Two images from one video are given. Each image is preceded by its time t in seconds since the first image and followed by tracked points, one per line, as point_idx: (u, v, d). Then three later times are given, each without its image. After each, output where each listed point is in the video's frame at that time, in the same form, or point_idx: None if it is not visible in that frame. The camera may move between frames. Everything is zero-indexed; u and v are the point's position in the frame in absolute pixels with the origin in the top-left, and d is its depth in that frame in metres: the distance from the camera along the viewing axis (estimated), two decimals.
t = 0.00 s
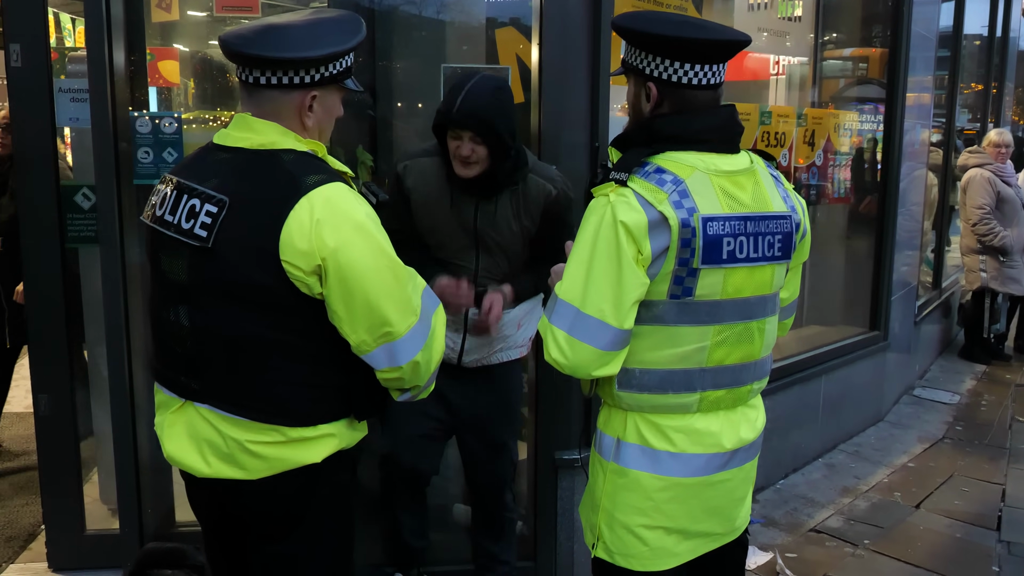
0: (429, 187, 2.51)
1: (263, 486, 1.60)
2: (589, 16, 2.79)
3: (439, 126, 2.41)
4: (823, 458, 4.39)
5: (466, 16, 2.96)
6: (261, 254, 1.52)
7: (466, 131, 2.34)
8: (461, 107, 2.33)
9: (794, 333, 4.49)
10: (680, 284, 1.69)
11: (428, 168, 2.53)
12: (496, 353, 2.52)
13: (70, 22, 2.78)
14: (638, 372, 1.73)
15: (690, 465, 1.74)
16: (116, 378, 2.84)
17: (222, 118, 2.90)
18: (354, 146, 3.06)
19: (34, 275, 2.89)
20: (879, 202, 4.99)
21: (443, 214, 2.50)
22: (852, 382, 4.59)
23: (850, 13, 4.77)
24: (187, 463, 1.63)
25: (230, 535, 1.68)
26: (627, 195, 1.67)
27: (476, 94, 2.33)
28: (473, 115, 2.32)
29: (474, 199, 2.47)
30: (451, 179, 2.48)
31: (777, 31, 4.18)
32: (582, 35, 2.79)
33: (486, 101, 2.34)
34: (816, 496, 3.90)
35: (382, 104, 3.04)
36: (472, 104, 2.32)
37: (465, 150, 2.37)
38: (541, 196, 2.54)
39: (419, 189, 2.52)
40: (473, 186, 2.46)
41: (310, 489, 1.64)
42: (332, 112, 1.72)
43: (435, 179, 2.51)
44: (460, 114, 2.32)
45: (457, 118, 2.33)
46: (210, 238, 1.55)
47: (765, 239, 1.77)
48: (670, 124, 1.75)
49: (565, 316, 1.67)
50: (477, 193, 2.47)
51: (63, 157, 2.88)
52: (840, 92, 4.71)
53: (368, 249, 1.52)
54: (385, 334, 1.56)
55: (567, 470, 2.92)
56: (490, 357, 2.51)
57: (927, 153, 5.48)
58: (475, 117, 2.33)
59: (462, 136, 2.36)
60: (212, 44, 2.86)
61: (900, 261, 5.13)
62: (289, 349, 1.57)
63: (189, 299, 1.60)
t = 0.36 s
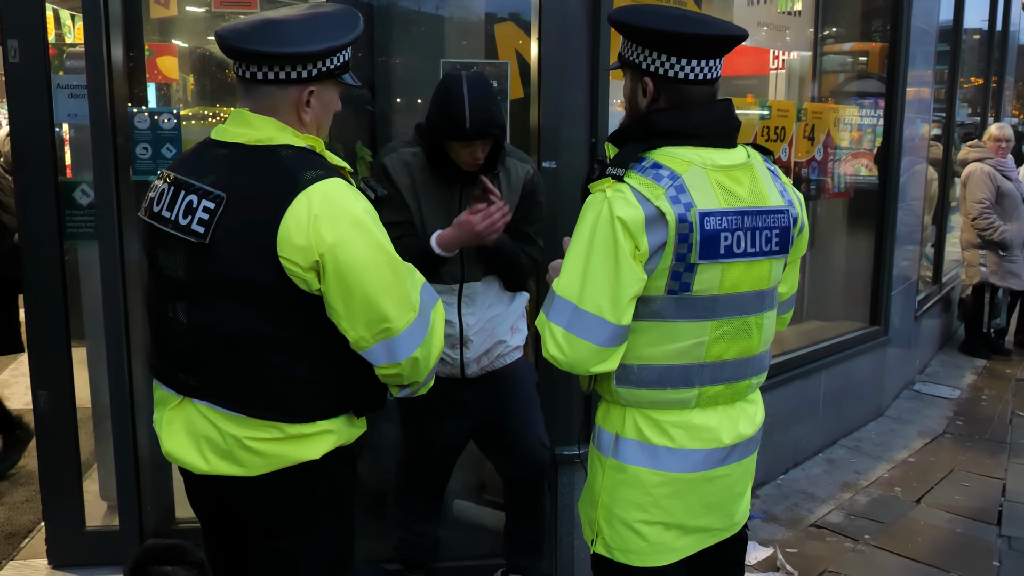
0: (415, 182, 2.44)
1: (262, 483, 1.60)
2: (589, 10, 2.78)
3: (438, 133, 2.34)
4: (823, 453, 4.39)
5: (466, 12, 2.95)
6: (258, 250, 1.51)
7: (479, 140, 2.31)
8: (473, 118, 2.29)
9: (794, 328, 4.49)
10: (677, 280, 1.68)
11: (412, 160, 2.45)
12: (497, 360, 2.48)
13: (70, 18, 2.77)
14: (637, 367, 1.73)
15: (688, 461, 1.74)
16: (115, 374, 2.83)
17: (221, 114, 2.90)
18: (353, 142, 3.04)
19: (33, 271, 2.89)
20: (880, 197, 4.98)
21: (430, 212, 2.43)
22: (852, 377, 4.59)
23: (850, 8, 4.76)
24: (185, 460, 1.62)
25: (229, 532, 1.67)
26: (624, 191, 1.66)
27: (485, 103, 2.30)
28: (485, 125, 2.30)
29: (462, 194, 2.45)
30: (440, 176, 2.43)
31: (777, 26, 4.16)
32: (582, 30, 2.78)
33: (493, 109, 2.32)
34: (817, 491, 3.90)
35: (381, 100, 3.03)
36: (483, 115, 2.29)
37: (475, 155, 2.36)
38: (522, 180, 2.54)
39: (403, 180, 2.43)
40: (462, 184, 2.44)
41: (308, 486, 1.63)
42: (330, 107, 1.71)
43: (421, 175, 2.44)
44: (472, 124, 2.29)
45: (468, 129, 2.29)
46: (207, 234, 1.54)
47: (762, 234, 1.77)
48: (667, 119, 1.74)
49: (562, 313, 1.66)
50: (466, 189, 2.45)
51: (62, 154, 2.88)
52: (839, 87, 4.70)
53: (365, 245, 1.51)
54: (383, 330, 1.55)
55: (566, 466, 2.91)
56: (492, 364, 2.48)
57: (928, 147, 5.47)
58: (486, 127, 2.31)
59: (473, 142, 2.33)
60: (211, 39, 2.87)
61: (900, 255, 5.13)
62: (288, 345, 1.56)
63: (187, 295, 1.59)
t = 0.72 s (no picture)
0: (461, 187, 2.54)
1: (261, 483, 1.60)
2: (590, 10, 2.78)
3: (484, 129, 2.43)
4: (823, 454, 4.38)
5: (467, 11, 2.95)
6: (256, 249, 1.51)
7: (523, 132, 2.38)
8: (516, 111, 2.38)
9: (794, 329, 4.48)
10: (675, 281, 1.68)
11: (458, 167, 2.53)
12: (535, 370, 2.49)
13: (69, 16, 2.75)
14: (635, 368, 1.72)
15: (686, 462, 1.73)
16: (114, 373, 2.83)
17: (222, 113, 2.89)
18: (353, 141, 3.03)
19: (33, 269, 2.88)
20: (881, 197, 4.97)
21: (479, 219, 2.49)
22: (852, 378, 4.58)
23: (851, 8, 4.75)
24: (184, 459, 1.62)
25: (227, 532, 1.67)
26: (622, 191, 1.65)
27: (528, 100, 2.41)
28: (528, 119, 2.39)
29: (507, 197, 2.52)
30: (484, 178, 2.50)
31: (778, 26, 4.15)
32: (583, 30, 2.77)
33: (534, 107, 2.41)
34: (817, 492, 3.90)
35: (382, 97, 3.02)
36: (525, 109, 2.39)
37: (520, 152, 2.41)
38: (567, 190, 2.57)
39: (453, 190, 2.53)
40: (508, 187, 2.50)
41: (307, 486, 1.63)
42: (330, 106, 1.70)
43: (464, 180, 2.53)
44: (515, 116, 2.38)
45: (511, 120, 2.38)
46: (206, 233, 1.54)
47: (761, 235, 1.76)
48: (665, 119, 1.73)
49: (561, 313, 1.66)
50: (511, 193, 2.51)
51: (62, 152, 2.87)
52: (841, 88, 4.69)
53: (363, 244, 1.51)
54: (381, 330, 1.55)
55: (566, 466, 2.91)
56: (530, 374, 2.48)
57: (929, 148, 5.46)
58: (529, 121, 2.40)
59: (518, 140, 2.39)
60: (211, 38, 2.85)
61: (901, 257, 5.12)
62: (286, 344, 1.56)
63: (186, 294, 1.59)
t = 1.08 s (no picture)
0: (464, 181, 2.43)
1: (266, 485, 1.59)
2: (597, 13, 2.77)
3: (495, 112, 2.34)
4: (828, 459, 4.37)
5: (473, 14, 2.94)
6: (261, 251, 1.51)
7: (536, 116, 2.30)
8: (531, 94, 2.29)
9: (799, 333, 4.46)
10: (679, 285, 1.67)
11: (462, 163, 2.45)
12: (542, 369, 2.51)
13: (76, 18, 2.77)
14: (638, 373, 1.72)
15: (690, 467, 1.72)
16: (119, 374, 2.83)
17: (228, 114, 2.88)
18: (359, 143, 3.03)
19: (39, 270, 2.89)
20: (887, 201, 4.95)
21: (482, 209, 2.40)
22: (858, 382, 4.56)
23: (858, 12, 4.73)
24: (189, 462, 1.62)
25: (232, 534, 1.66)
26: (626, 195, 1.65)
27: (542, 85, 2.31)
28: (543, 103, 2.30)
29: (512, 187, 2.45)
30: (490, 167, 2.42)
31: (785, 29, 4.15)
32: (589, 32, 2.77)
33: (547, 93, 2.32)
34: (822, 497, 3.88)
35: (387, 100, 3.02)
36: (540, 93, 2.30)
37: (531, 134, 2.33)
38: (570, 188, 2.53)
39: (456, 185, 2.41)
40: (515, 175, 2.43)
41: (312, 489, 1.62)
42: (337, 108, 1.70)
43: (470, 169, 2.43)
44: (530, 99, 2.28)
45: (525, 102, 2.28)
46: (212, 236, 1.54)
47: (765, 240, 1.76)
48: (668, 123, 1.73)
49: (564, 317, 1.65)
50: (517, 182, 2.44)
51: (68, 154, 2.87)
52: (847, 91, 4.68)
53: (369, 248, 1.50)
54: (386, 334, 1.55)
55: (571, 470, 2.91)
56: (537, 373, 2.50)
57: (935, 152, 5.44)
58: (544, 105, 2.30)
59: (530, 121, 2.32)
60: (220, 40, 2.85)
61: (907, 261, 5.11)
62: (291, 347, 1.56)
63: (192, 296, 1.59)
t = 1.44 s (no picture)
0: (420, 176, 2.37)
1: (264, 485, 1.60)
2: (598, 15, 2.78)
3: (442, 101, 2.32)
4: (827, 462, 4.37)
5: (474, 15, 2.95)
6: (262, 250, 1.51)
7: (484, 99, 2.28)
8: (479, 79, 2.27)
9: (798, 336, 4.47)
10: (675, 287, 1.67)
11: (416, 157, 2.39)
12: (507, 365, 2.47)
13: (75, 17, 2.79)
14: (634, 374, 1.72)
15: (686, 468, 1.72)
16: (118, 373, 2.83)
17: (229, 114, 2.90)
18: (359, 143, 3.03)
19: (38, 269, 2.89)
20: (886, 205, 4.96)
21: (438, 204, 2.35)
22: (856, 385, 4.56)
23: (859, 15, 4.74)
24: (187, 461, 1.62)
25: (230, 533, 1.66)
26: (623, 197, 1.65)
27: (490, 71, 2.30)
28: (489, 86, 2.28)
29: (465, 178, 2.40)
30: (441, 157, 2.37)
31: (785, 32, 4.15)
32: (589, 33, 2.77)
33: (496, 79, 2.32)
34: (820, 500, 3.88)
35: (388, 101, 3.03)
36: (488, 78, 2.28)
37: (481, 119, 2.31)
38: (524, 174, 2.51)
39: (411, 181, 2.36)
40: (467, 164, 2.38)
41: (310, 488, 1.63)
42: (337, 104, 1.70)
43: (420, 162, 2.38)
44: (477, 83, 2.27)
45: (472, 86, 2.27)
46: (211, 235, 1.54)
47: (761, 242, 1.76)
48: (666, 125, 1.73)
49: (560, 318, 1.65)
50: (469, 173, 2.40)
51: (68, 153, 2.88)
52: (848, 95, 4.68)
53: (367, 247, 1.50)
54: (385, 333, 1.55)
55: (568, 471, 2.91)
56: (502, 369, 2.46)
57: (935, 156, 5.45)
58: (491, 89, 2.29)
59: (479, 106, 2.30)
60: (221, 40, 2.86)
61: (907, 264, 5.11)
62: (290, 346, 1.56)
63: (191, 296, 1.59)
